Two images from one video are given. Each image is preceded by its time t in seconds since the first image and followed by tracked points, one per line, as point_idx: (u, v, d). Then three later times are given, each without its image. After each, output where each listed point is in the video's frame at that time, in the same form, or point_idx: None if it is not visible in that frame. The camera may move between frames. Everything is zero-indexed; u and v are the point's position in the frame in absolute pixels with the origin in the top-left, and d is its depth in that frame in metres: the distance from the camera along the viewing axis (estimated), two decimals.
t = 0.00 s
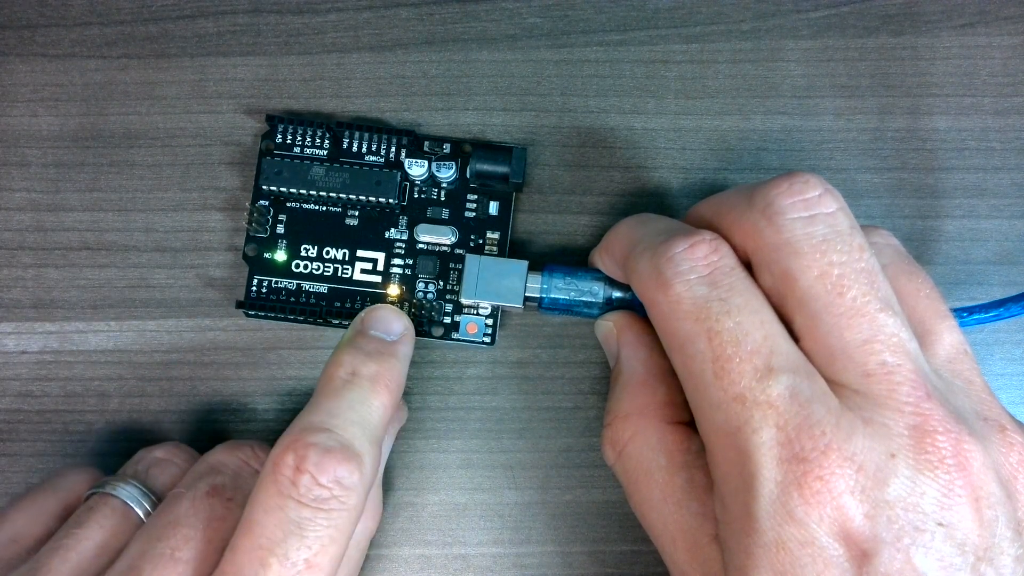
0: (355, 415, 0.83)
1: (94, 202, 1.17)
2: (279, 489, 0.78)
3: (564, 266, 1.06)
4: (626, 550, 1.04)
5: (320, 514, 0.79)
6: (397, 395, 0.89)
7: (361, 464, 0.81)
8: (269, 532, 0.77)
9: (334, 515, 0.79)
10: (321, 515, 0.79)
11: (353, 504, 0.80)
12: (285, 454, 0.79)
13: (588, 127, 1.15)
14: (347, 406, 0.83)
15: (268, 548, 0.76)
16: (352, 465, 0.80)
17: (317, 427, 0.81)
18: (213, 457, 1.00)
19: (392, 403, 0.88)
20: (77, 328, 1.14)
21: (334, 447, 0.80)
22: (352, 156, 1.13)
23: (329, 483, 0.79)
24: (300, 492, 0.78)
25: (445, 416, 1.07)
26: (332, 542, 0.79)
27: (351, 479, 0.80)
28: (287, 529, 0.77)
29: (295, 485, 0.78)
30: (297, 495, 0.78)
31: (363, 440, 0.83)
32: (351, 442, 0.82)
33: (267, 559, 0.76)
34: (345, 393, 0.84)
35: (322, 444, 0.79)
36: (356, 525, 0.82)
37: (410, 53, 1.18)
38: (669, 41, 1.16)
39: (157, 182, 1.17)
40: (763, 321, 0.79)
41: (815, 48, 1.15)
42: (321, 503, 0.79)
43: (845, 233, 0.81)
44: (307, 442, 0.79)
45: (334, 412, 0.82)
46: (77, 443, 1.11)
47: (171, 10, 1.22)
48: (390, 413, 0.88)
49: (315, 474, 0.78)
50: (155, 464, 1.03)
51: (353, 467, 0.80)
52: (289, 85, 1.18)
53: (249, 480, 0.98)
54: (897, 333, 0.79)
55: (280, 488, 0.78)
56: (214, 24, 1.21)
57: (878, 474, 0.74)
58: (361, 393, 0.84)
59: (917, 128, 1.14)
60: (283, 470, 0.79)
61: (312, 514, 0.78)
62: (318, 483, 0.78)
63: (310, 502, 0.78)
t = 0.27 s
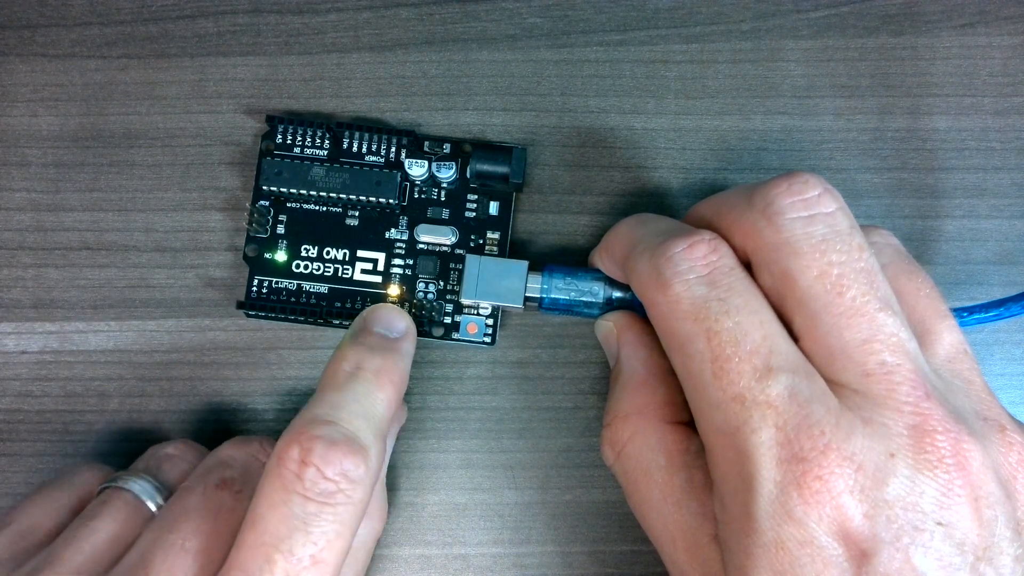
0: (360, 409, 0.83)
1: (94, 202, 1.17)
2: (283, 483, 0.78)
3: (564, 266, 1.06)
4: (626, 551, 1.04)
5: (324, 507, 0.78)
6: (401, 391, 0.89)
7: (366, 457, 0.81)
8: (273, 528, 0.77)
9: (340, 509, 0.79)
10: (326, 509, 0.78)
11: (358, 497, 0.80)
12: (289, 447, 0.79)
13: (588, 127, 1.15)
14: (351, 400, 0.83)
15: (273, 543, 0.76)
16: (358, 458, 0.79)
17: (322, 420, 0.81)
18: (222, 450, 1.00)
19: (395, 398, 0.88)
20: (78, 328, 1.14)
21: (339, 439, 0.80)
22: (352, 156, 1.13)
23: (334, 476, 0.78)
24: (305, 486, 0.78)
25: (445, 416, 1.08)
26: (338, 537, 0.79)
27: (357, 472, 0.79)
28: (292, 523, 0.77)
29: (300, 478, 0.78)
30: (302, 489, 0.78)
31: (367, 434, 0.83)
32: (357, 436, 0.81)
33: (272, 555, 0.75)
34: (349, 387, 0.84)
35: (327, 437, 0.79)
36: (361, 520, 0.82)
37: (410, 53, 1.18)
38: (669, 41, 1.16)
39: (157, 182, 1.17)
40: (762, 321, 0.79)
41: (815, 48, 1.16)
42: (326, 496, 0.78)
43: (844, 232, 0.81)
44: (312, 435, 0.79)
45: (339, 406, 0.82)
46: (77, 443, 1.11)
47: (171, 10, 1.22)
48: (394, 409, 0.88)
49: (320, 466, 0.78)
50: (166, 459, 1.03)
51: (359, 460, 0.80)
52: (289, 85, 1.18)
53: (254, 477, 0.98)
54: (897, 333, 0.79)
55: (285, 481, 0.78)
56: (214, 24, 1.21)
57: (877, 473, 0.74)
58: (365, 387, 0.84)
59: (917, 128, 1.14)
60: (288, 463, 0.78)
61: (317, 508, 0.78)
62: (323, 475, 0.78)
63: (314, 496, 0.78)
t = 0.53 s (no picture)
0: (358, 398, 0.83)
1: (94, 202, 1.18)
2: (281, 473, 0.78)
3: (563, 266, 1.06)
4: (626, 551, 1.04)
5: (322, 497, 0.78)
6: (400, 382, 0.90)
7: (365, 446, 0.81)
8: (271, 519, 0.77)
9: (338, 498, 0.79)
10: (323, 498, 0.78)
11: (356, 486, 0.80)
12: (286, 436, 0.78)
13: (587, 127, 1.15)
14: (349, 387, 0.83)
15: (270, 534, 0.77)
16: (355, 446, 0.79)
17: (319, 408, 0.80)
18: (224, 441, 1.03)
19: (394, 386, 0.87)
20: (78, 328, 1.14)
21: (337, 427, 0.79)
22: (351, 156, 1.13)
23: (332, 464, 0.78)
24: (302, 475, 0.78)
25: (445, 417, 1.08)
26: (336, 526, 0.79)
27: (356, 460, 0.79)
28: (290, 513, 0.77)
29: (298, 467, 0.78)
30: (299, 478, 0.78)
31: (365, 422, 0.83)
32: (355, 424, 0.81)
33: (269, 546, 0.76)
34: (347, 374, 0.83)
35: (324, 425, 0.79)
36: (359, 508, 0.82)
37: (410, 53, 1.18)
38: (669, 41, 1.16)
39: (157, 182, 1.17)
40: (761, 321, 0.79)
41: (815, 48, 1.15)
42: (323, 485, 0.78)
43: (843, 232, 0.81)
44: (309, 423, 0.79)
45: (336, 394, 0.82)
46: (77, 444, 1.11)
47: (171, 10, 1.22)
48: (392, 396, 0.88)
49: (318, 454, 0.78)
50: (172, 454, 1.07)
51: (358, 449, 0.80)
52: (289, 85, 1.18)
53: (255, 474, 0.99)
54: (896, 332, 0.79)
55: (282, 471, 0.78)
56: (214, 24, 1.21)
57: (876, 473, 0.74)
58: (363, 375, 0.84)
59: (917, 128, 1.14)
60: (285, 452, 0.78)
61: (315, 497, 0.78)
62: (321, 464, 0.78)
63: (312, 485, 0.78)
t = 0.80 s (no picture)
0: (361, 398, 0.83)
1: (94, 202, 1.18)
2: (283, 473, 0.78)
3: (563, 266, 1.06)
4: (626, 550, 1.04)
5: (325, 497, 0.78)
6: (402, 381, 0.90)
7: (368, 446, 0.81)
8: (274, 520, 0.77)
9: (340, 498, 0.79)
10: (327, 498, 0.78)
11: (359, 486, 0.80)
12: (288, 436, 0.78)
13: (587, 127, 1.15)
14: (351, 387, 0.83)
15: (274, 535, 0.77)
16: (358, 446, 0.79)
17: (321, 408, 0.80)
18: (227, 440, 1.03)
19: (396, 385, 0.87)
20: (78, 328, 1.14)
21: (339, 427, 0.79)
22: (352, 156, 1.13)
23: (335, 464, 0.78)
24: (305, 475, 0.78)
25: (445, 417, 1.08)
26: (339, 526, 0.79)
27: (359, 460, 0.79)
28: (293, 514, 0.77)
29: (300, 467, 0.77)
30: (302, 479, 0.78)
31: (367, 422, 0.83)
32: (358, 425, 0.81)
33: (273, 547, 0.77)
34: (349, 374, 0.83)
35: (327, 425, 0.79)
36: (362, 508, 0.82)
37: (410, 53, 1.18)
38: (669, 41, 1.16)
39: (157, 182, 1.17)
40: (761, 320, 0.79)
41: (815, 48, 1.15)
42: (326, 485, 0.78)
43: (843, 231, 0.81)
44: (311, 423, 0.79)
45: (338, 393, 0.82)
46: (77, 444, 1.11)
47: (171, 10, 1.22)
48: (394, 395, 0.88)
49: (320, 455, 0.78)
50: (172, 455, 1.07)
51: (360, 449, 0.80)
52: (289, 85, 1.18)
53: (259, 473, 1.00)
54: (896, 331, 0.79)
55: (285, 472, 0.78)
56: (214, 24, 1.21)
57: (876, 472, 0.74)
58: (365, 375, 0.84)
59: (917, 128, 1.14)
60: (288, 453, 0.78)
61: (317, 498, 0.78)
62: (323, 464, 0.78)
63: (315, 486, 0.78)
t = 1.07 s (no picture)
0: (362, 398, 0.83)
1: (94, 202, 1.17)
2: (285, 473, 0.78)
3: (564, 265, 1.06)
4: (626, 550, 1.04)
5: (327, 497, 0.78)
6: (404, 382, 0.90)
7: (370, 446, 0.81)
8: (276, 520, 0.77)
9: (343, 497, 0.79)
10: (329, 499, 0.78)
11: (361, 486, 0.80)
12: (290, 436, 0.78)
13: (588, 126, 1.15)
14: (352, 387, 0.83)
15: (277, 535, 0.76)
16: (360, 446, 0.79)
17: (323, 408, 0.80)
18: (230, 441, 1.03)
19: (397, 385, 0.88)
20: (77, 328, 1.14)
21: (342, 427, 0.80)
22: (352, 155, 1.13)
23: (337, 464, 0.78)
24: (307, 475, 0.78)
25: (445, 416, 1.07)
26: (342, 526, 0.79)
27: (361, 460, 0.80)
28: (295, 514, 0.77)
29: (303, 468, 0.77)
30: (305, 478, 0.78)
31: (369, 422, 0.83)
32: (360, 425, 0.81)
33: (276, 547, 0.76)
34: (351, 374, 0.84)
35: (329, 425, 0.79)
36: (365, 508, 0.82)
37: (410, 53, 1.18)
38: (669, 41, 1.16)
39: (157, 182, 1.17)
40: (762, 319, 0.79)
41: (815, 48, 1.15)
42: (329, 485, 0.78)
43: (845, 230, 0.81)
44: (314, 423, 0.79)
45: (340, 394, 0.82)
46: (77, 444, 1.11)
47: (171, 10, 1.22)
48: (396, 395, 0.88)
49: (323, 455, 0.78)
50: (171, 455, 1.06)
51: (362, 449, 0.80)
52: (289, 85, 1.18)
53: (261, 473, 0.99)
54: (897, 330, 0.79)
55: (287, 472, 0.78)
56: (214, 24, 1.21)
57: (878, 471, 0.74)
58: (367, 375, 0.84)
59: (917, 128, 1.14)
60: (290, 453, 0.78)
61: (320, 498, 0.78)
62: (326, 464, 0.78)
63: (317, 486, 0.78)
